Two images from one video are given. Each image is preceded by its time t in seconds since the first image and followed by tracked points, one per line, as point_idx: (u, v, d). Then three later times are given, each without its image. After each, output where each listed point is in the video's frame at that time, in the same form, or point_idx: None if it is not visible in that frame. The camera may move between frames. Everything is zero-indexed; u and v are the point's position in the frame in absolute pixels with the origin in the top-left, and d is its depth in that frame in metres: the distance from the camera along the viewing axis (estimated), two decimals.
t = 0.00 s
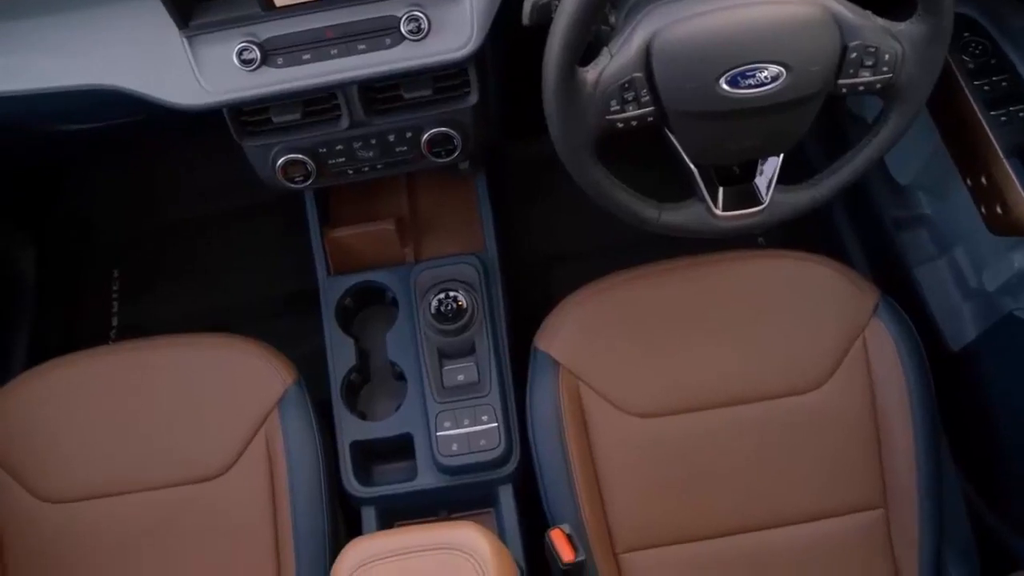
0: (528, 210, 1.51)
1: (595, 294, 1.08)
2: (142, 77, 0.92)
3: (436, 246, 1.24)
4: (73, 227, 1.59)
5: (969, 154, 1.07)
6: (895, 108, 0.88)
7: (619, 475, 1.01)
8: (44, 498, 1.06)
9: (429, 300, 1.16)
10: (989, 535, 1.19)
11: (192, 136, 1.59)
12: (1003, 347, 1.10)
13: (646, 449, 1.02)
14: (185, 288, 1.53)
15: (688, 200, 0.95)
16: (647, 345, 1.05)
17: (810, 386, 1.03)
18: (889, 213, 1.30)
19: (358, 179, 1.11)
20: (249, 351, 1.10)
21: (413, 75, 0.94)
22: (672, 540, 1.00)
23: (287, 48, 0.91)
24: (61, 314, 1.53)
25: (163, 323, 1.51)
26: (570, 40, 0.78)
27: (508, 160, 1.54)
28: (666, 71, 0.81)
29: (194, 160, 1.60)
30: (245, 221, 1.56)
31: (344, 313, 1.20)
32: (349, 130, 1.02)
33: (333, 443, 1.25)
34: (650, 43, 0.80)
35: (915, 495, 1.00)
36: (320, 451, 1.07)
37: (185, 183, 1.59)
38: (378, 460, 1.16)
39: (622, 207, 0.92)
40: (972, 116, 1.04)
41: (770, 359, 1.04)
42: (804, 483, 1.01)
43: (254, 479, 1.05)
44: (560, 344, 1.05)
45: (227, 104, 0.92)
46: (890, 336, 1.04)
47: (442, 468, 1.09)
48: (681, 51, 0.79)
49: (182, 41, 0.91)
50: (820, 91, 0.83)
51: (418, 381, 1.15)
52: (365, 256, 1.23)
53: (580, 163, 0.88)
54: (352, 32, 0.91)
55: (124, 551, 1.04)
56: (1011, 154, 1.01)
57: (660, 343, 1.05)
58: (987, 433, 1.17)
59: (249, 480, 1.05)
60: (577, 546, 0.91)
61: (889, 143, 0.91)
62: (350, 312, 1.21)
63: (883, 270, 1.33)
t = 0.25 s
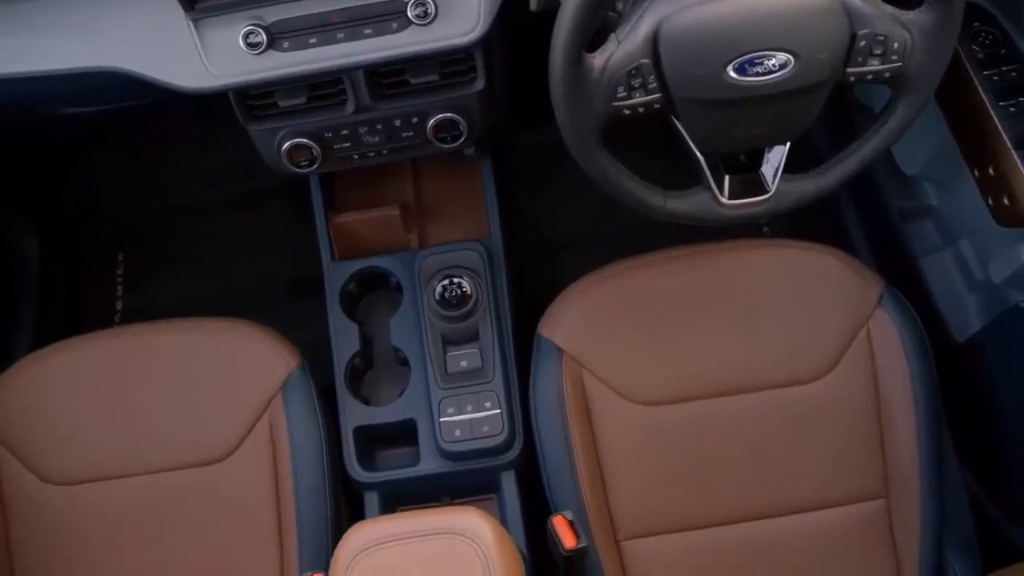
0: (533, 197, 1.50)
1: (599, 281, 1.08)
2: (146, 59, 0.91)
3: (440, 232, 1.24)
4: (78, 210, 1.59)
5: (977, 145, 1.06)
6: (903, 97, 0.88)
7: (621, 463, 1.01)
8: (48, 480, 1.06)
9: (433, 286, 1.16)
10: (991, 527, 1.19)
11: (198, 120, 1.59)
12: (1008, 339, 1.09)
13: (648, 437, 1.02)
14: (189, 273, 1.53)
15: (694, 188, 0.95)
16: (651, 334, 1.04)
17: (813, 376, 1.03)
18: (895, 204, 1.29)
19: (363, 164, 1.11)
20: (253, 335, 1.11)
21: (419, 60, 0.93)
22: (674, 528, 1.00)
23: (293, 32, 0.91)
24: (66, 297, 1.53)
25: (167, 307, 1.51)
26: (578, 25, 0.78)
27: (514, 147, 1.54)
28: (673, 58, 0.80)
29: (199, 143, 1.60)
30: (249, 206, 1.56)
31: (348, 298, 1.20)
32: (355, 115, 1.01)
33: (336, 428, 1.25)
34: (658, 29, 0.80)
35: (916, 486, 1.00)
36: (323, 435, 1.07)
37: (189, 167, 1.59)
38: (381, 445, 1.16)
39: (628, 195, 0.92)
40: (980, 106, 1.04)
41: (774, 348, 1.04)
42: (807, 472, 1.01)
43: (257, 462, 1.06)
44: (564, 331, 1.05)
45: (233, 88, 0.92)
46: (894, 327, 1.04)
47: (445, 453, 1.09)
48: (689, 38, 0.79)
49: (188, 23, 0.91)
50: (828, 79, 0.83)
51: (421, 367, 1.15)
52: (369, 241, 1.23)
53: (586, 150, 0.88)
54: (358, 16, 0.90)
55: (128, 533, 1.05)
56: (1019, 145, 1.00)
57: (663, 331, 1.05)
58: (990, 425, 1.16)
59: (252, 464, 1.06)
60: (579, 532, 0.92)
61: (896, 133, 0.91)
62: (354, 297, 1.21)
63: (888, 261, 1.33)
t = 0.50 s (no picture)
0: (536, 189, 1.50)
1: (602, 274, 1.07)
2: (151, 49, 0.91)
3: (443, 224, 1.24)
4: (81, 200, 1.59)
5: (982, 139, 1.06)
6: (908, 91, 0.87)
7: (623, 455, 1.02)
8: (51, 469, 1.06)
9: (436, 277, 1.16)
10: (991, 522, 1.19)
11: (201, 110, 1.59)
12: (1010, 333, 1.09)
13: (650, 430, 1.02)
14: (192, 263, 1.53)
15: (698, 181, 0.95)
16: (653, 326, 1.04)
17: (815, 369, 1.03)
18: (899, 198, 1.29)
19: (367, 155, 1.11)
20: (256, 326, 1.11)
21: (423, 50, 0.93)
22: (675, 520, 1.01)
23: (298, 22, 0.90)
24: (69, 287, 1.53)
25: (169, 297, 1.51)
26: (582, 16, 0.77)
27: (517, 139, 1.54)
28: (678, 50, 0.80)
29: (202, 134, 1.60)
30: (252, 196, 1.56)
31: (351, 289, 1.20)
32: (359, 106, 1.01)
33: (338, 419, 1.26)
34: (663, 21, 0.80)
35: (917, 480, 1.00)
36: (325, 425, 1.07)
37: (192, 157, 1.59)
38: (383, 436, 1.16)
39: (631, 187, 0.92)
40: (986, 100, 1.03)
41: (776, 342, 1.04)
42: (808, 466, 1.02)
43: (259, 452, 1.06)
44: (566, 323, 1.05)
45: (237, 78, 0.92)
46: (897, 321, 1.04)
47: (447, 445, 1.09)
48: (694, 30, 0.79)
49: (192, 13, 0.91)
50: (833, 72, 0.82)
51: (423, 358, 1.15)
52: (373, 233, 1.23)
53: (590, 142, 0.88)
54: (363, 6, 0.90)
55: (131, 523, 1.05)
56: None
57: (666, 324, 1.05)
58: (991, 420, 1.17)
59: (254, 455, 1.06)
60: (580, 524, 0.92)
61: (901, 127, 0.90)
62: (357, 288, 1.21)
63: (891, 255, 1.33)
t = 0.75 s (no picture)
0: (540, 179, 1.50)
1: (606, 263, 1.07)
2: (156, 34, 0.91)
3: (447, 212, 1.24)
4: (85, 186, 1.59)
5: (988, 132, 1.05)
6: (915, 82, 0.87)
7: (625, 444, 1.02)
8: (54, 453, 1.07)
9: (440, 265, 1.16)
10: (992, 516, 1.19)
11: (205, 96, 1.59)
12: (1014, 327, 1.09)
13: (652, 419, 1.02)
14: (195, 249, 1.53)
15: (703, 170, 0.95)
16: (656, 316, 1.04)
17: (818, 361, 1.03)
18: (903, 190, 1.29)
19: (371, 142, 1.11)
20: (259, 313, 1.11)
21: (429, 37, 0.93)
22: (676, 510, 1.01)
23: (303, 8, 0.90)
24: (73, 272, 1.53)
25: (173, 284, 1.51)
26: (589, 4, 0.77)
27: (522, 128, 1.54)
28: (684, 39, 0.80)
29: (206, 120, 1.60)
30: (256, 183, 1.56)
31: (354, 277, 1.20)
32: (364, 93, 1.01)
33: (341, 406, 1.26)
34: (669, 10, 0.79)
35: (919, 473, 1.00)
36: (328, 412, 1.08)
37: (197, 144, 1.59)
38: (385, 423, 1.16)
39: (636, 176, 0.92)
40: (993, 92, 1.03)
41: (779, 333, 1.04)
42: (810, 457, 1.02)
43: (261, 438, 1.06)
44: (569, 312, 1.05)
45: (242, 64, 0.92)
46: (900, 313, 1.04)
47: (450, 432, 1.09)
48: (700, 19, 0.79)
49: None
50: (840, 62, 0.82)
51: (426, 346, 1.15)
52: (378, 220, 1.23)
53: (596, 131, 0.88)
54: None
55: (133, 507, 1.06)
56: None
57: (669, 314, 1.05)
58: (994, 414, 1.16)
59: (257, 440, 1.06)
60: (581, 513, 0.93)
61: (907, 118, 0.90)
62: (360, 276, 1.22)
63: (895, 247, 1.32)
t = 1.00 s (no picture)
0: (544, 171, 1.50)
1: (608, 255, 1.07)
2: (160, 24, 0.91)
3: (449, 204, 1.24)
4: (88, 175, 1.59)
5: (993, 126, 1.05)
6: (920, 75, 0.87)
7: (627, 437, 1.02)
8: (57, 442, 1.07)
9: (443, 256, 1.16)
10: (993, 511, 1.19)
11: (209, 86, 1.59)
12: (1016, 322, 1.09)
13: (654, 412, 1.02)
14: (198, 239, 1.53)
15: (707, 163, 0.94)
16: (659, 309, 1.04)
17: (820, 355, 1.03)
18: (907, 184, 1.29)
19: (375, 133, 1.11)
20: (262, 303, 1.11)
21: (433, 28, 0.93)
22: (678, 503, 1.01)
23: None
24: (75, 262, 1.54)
25: (175, 274, 1.52)
26: None
27: (525, 120, 1.53)
28: (689, 31, 0.80)
29: (210, 110, 1.60)
30: (259, 174, 1.56)
31: (356, 268, 1.20)
32: (367, 83, 1.01)
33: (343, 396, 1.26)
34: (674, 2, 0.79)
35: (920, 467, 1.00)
36: (330, 402, 1.08)
37: (199, 134, 1.59)
38: (387, 414, 1.17)
39: (640, 168, 0.92)
40: (999, 87, 1.02)
41: (781, 326, 1.04)
42: (811, 450, 1.02)
43: (264, 428, 1.06)
44: (571, 305, 1.05)
45: (245, 53, 0.92)
46: (903, 307, 1.04)
47: (451, 424, 1.09)
48: (705, 10, 0.78)
49: None
50: (845, 55, 0.82)
51: (429, 337, 1.15)
52: (379, 212, 1.23)
53: (599, 123, 0.88)
54: None
55: (136, 496, 1.06)
56: None
57: (672, 307, 1.04)
58: (995, 409, 1.16)
59: (259, 430, 1.06)
60: (582, 504, 0.93)
61: (912, 111, 0.90)
62: (363, 267, 1.21)
63: (898, 242, 1.32)
